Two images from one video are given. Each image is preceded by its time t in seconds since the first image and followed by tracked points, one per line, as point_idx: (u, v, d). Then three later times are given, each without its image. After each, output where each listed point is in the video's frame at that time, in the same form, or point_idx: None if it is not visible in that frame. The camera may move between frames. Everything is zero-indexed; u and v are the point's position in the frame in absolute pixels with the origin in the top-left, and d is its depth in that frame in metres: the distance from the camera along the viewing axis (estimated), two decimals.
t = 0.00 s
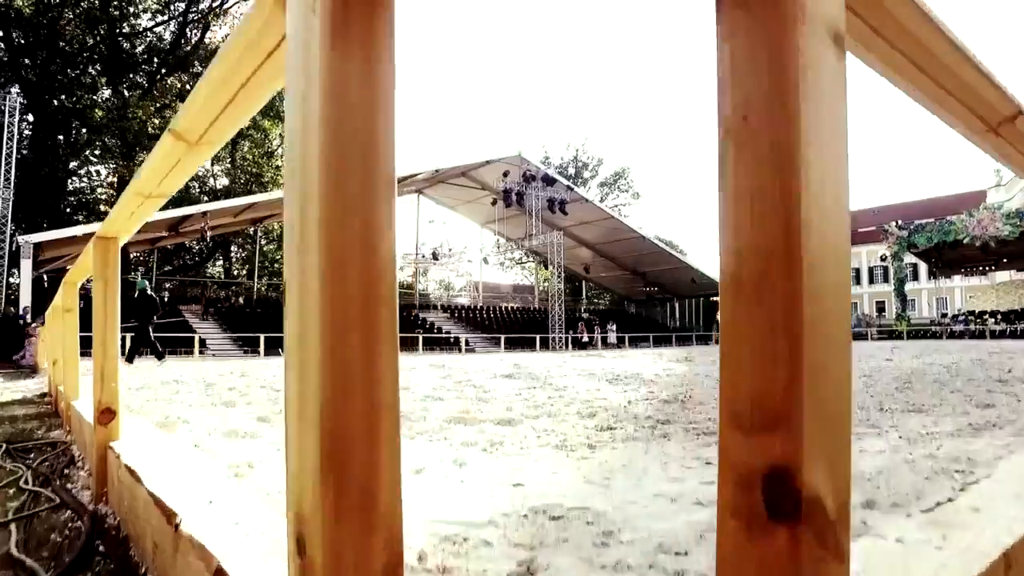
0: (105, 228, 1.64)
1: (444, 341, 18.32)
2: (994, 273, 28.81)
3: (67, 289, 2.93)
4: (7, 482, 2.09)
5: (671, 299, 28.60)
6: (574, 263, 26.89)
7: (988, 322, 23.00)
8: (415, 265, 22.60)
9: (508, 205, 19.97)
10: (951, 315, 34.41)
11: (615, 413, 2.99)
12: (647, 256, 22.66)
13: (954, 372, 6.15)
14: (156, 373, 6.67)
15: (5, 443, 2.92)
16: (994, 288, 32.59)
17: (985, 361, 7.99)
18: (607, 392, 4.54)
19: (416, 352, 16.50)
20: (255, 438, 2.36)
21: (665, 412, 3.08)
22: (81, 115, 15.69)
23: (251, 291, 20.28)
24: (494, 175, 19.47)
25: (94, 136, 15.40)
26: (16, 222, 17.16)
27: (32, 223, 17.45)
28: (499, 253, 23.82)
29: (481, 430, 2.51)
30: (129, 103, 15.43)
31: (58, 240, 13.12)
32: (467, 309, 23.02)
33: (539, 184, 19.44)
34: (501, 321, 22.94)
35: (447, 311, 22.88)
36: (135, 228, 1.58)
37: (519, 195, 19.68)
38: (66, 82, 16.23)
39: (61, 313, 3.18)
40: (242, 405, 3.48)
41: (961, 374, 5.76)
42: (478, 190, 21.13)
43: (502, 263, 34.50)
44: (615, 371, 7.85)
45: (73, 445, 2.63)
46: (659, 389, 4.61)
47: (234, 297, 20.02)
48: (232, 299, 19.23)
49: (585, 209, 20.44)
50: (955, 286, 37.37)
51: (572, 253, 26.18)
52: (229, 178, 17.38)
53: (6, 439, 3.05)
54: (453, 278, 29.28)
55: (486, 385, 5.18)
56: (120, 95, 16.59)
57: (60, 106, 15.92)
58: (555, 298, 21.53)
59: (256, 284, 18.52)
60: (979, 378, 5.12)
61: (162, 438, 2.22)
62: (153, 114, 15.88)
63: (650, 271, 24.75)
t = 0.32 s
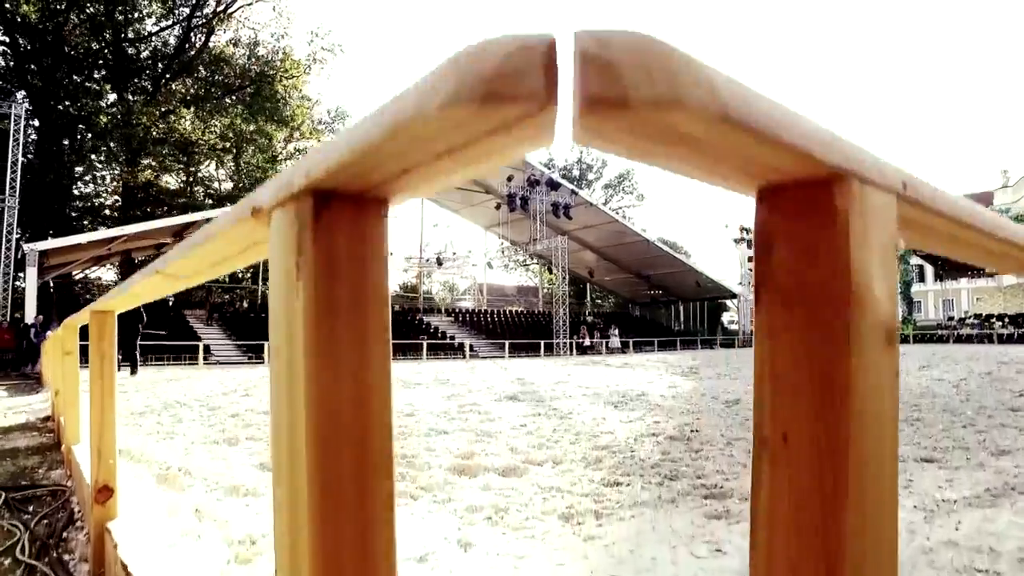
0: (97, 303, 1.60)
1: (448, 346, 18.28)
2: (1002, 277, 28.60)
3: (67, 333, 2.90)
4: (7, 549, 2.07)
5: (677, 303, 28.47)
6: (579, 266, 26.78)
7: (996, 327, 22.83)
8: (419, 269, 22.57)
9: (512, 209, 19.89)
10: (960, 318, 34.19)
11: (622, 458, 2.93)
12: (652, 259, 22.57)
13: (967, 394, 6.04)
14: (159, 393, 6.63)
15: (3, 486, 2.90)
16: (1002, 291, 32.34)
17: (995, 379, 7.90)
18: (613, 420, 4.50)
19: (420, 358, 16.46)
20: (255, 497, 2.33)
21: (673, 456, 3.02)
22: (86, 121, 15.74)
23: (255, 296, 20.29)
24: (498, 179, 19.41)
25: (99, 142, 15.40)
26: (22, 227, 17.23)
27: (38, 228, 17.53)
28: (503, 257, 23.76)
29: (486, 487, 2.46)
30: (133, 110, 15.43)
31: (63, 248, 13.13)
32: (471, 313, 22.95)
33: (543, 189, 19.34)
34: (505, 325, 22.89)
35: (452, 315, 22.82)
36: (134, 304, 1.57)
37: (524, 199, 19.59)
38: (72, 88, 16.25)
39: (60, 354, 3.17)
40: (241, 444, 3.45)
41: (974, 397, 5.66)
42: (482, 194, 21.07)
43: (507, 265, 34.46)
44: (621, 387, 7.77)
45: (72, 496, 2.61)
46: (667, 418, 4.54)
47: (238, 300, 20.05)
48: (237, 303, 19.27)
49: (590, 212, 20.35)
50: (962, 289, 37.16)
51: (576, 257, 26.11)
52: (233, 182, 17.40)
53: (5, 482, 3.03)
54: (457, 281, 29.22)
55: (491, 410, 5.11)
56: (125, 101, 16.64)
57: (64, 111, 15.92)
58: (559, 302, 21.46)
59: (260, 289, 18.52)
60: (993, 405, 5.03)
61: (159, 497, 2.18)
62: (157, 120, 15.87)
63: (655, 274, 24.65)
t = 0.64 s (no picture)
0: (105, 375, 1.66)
1: (452, 352, 18.27)
2: (1008, 280, 28.51)
3: (75, 377, 3.00)
4: None
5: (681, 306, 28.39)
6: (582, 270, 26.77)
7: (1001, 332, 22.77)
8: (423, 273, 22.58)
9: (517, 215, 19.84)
10: (965, 320, 34.08)
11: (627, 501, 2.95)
12: (657, 263, 22.51)
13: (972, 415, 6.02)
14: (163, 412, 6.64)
15: (10, 526, 2.91)
16: (1006, 295, 32.24)
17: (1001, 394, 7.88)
18: (618, 448, 4.48)
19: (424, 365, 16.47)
20: (262, 549, 2.33)
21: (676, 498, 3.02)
22: (91, 128, 15.84)
23: (259, 300, 20.34)
24: (502, 184, 19.40)
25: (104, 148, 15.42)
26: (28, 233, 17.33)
27: (44, 234, 17.63)
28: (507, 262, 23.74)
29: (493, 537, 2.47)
30: (139, 117, 15.46)
31: (69, 256, 13.13)
32: (475, 318, 22.90)
33: (547, 194, 19.32)
34: (509, 330, 22.86)
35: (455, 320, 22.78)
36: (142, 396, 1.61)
37: (528, 205, 19.50)
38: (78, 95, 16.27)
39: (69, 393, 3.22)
40: (247, 477, 3.46)
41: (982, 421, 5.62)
42: (486, 200, 21.05)
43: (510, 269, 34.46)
44: (624, 402, 7.78)
45: (83, 542, 2.63)
46: (672, 446, 4.54)
47: (243, 305, 20.11)
48: (241, 308, 19.32)
49: (594, 217, 20.33)
50: (967, 292, 37.08)
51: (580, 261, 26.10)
52: (237, 187, 17.49)
53: (10, 520, 3.03)
54: (461, 284, 29.19)
55: (496, 434, 5.12)
56: (130, 107, 16.74)
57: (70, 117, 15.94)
58: (563, 308, 21.45)
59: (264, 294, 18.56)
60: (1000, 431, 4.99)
61: (168, 552, 2.17)
62: (162, 126, 15.88)
63: (660, 279, 24.60)
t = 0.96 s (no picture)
0: (122, 425, 1.73)
1: (457, 357, 18.24)
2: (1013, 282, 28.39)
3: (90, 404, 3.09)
4: None
5: (685, 309, 28.36)
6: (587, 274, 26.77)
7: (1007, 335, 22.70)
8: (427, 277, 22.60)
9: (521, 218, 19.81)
10: (971, 322, 33.93)
11: (630, 527, 3.00)
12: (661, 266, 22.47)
13: (975, 430, 6.02)
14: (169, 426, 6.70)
15: (25, 550, 2.97)
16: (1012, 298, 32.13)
17: (1008, 406, 7.87)
18: (621, 467, 4.50)
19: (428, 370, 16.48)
20: None
21: (679, 525, 3.04)
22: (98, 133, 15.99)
23: (264, 304, 20.41)
24: (506, 188, 19.42)
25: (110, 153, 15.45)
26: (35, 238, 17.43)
27: (50, 238, 17.73)
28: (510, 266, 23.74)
29: (499, 566, 2.51)
30: (145, 122, 15.46)
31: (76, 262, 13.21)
32: (479, 321, 22.87)
33: (551, 198, 19.33)
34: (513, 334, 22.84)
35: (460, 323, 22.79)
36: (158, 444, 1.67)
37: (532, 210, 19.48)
38: (84, 100, 16.42)
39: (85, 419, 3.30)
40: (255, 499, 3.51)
41: (984, 437, 5.62)
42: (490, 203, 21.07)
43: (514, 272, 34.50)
44: (629, 413, 7.80)
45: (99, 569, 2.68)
46: (676, 464, 4.57)
47: (248, 309, 20.20)
48: (246, 312, 19.40)
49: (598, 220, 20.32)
50: (972, 295, 37.00)
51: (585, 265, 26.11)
52: (242, 191, 17.62)
53: (26, 543, 3.09)
54: (465, 287, 29.23)
55: (500, 450, 5.15)
56: (135, 113, 16.89)
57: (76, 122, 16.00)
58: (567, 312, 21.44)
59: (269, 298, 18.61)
60: (1002, 449, 4.99)
61: None
62: (167, 130, 15.94)
63: (664, 282, 24.57)
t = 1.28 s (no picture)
0: (144, 450, 1.85)
1: (460, 360, 18.32)
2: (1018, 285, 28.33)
3: (106, 419, 3.20)
4: None
5: (689, 312, 28.38)
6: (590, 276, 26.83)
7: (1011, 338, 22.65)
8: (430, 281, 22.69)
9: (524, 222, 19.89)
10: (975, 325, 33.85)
11: (627, 539, 3.09)
12: (664, 269, 22.50)
13: (973, 438, 6.07)
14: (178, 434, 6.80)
15: (43, 560, 3.07)
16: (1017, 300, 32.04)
17: (1008, 414, 7.90)
18: (621, 476, 4.59)
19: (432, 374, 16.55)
20: None
21: (675, 536, 3.13)
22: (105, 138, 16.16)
23: (269, 307, 20.51)
24: (510, 193, 19.49)
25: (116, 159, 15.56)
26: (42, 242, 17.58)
27: (57, 242, 17.88)
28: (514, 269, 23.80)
29: None
30: (150, 128, 15.56)
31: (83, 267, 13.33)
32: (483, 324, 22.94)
33: (555, 202, 19.41)
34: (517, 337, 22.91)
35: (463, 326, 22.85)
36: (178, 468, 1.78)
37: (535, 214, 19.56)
38: (91, 106, 16.64)
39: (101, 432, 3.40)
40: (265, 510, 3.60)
41: (983, 446, 5.66)
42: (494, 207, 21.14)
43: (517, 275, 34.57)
44: (631, 420, 7.87)
45: None
46: (675, 474, 4.65)
47: (252, 312, 20.31)
48: (250, 315, 19.50)
49: (601, 224, 20.38)
50: (977, 297, 36.91)
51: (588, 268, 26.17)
52: (247, 195, 17.75)
53: (43, 553, 3.20)
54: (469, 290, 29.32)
55: (504, 459, 5.23)
56: (141, 119, 17.06)
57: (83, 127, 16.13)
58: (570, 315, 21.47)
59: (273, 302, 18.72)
60: (1000, 459, 5.04)
61: None
62: (172, 135, 16.05)
63: (668, 285, 24.60)
